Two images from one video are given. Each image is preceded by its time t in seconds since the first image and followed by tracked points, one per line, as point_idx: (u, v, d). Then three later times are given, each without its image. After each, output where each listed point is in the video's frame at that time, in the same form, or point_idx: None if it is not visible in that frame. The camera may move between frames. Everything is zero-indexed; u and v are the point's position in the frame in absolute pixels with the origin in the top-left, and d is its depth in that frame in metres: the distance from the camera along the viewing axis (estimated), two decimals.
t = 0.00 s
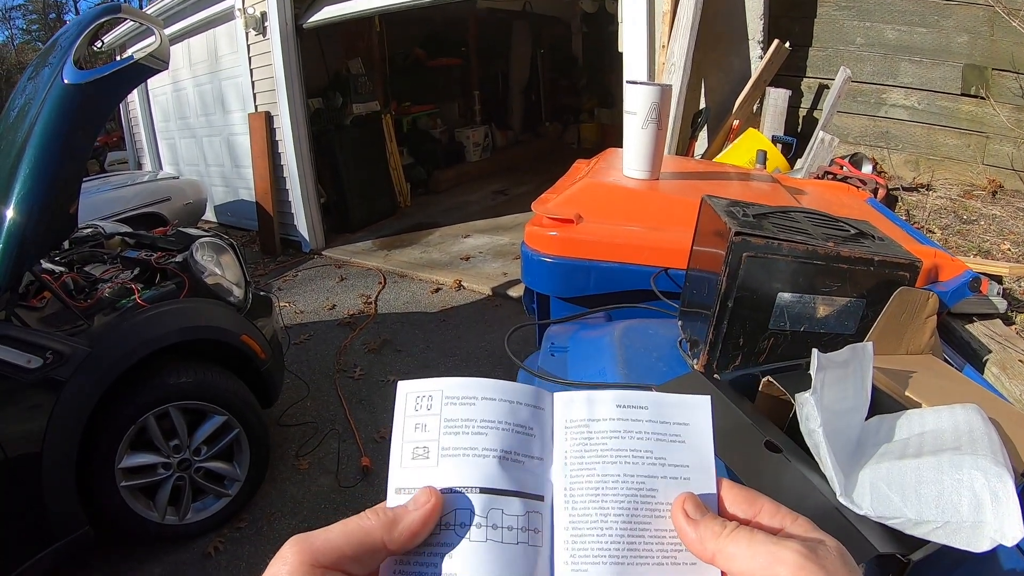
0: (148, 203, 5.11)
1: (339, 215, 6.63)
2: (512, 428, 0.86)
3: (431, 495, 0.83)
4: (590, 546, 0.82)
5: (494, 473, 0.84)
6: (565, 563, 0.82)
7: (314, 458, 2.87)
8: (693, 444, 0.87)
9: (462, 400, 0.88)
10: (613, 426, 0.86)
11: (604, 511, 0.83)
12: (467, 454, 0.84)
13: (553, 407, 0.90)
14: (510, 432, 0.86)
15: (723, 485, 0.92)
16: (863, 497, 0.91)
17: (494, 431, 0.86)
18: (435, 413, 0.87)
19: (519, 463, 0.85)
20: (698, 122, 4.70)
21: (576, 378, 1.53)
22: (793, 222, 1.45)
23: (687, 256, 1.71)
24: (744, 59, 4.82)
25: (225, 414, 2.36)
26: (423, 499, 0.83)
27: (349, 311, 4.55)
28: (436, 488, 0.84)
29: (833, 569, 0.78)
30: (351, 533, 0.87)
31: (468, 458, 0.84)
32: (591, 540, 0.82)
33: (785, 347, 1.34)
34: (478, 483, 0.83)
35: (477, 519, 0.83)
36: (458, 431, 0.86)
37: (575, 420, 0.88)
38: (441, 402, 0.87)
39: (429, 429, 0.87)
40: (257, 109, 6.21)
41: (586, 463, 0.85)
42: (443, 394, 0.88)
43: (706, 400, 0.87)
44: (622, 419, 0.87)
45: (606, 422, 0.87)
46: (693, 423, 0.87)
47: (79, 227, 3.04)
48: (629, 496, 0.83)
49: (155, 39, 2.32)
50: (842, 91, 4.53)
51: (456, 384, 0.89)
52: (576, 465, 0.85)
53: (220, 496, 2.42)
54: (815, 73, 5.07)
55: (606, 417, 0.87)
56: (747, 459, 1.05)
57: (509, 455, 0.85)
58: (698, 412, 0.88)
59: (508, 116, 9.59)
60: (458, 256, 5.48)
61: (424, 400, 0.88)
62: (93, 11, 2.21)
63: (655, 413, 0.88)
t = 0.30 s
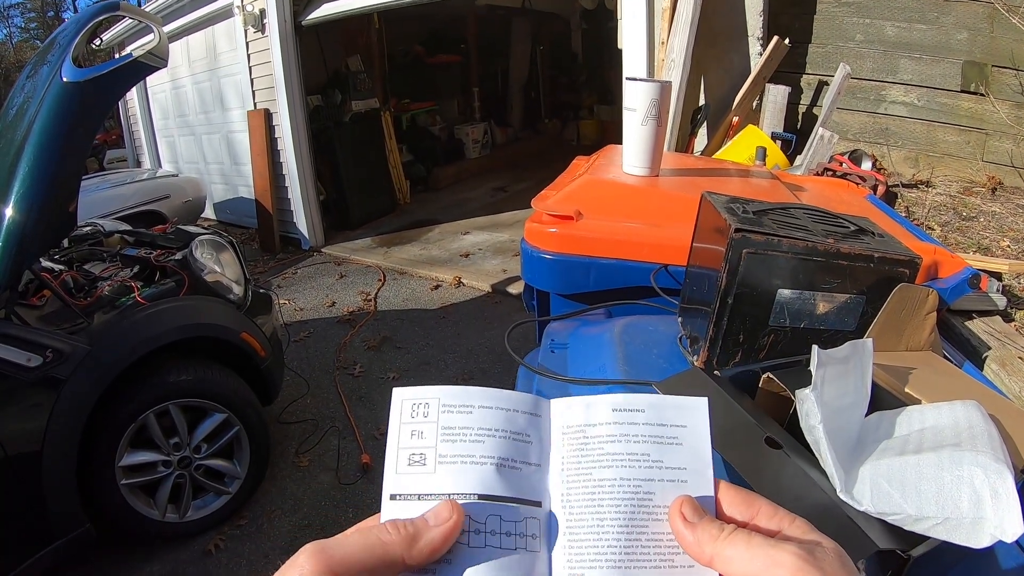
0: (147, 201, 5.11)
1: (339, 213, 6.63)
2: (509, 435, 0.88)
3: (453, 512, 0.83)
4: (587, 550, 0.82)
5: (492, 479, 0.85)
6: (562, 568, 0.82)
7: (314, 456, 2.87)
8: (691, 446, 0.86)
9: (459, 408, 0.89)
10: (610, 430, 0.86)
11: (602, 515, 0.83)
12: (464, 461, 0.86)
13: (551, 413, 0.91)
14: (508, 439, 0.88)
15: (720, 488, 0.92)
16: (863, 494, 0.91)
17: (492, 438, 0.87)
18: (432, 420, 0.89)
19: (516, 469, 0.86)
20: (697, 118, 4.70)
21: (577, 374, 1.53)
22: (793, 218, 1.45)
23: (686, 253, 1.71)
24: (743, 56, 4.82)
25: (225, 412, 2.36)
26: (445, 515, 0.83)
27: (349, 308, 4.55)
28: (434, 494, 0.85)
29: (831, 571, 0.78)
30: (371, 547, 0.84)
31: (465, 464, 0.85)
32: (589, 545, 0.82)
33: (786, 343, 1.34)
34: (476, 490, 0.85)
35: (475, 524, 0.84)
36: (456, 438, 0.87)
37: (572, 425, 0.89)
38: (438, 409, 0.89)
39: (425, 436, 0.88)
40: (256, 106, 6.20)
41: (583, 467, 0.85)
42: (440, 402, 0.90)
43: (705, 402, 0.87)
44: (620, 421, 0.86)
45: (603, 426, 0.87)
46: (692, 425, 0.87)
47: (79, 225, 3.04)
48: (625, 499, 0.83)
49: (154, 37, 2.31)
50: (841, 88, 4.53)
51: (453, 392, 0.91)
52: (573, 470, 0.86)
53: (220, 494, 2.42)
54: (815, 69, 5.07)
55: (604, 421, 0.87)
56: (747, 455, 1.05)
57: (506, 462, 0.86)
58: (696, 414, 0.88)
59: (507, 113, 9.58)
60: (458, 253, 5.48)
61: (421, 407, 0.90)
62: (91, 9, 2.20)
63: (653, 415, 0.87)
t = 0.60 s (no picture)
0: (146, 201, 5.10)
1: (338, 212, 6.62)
2: (485, 426, 0.86)
3: (430, 504, 0.82)
4: (566, 541, 0.82)
5: (470, 473, 0.83)
6: (543, 559, 0.82)
7: (314, 455, 2.87)
8: (666, 437, 0.87)
9: (434, 401, 0.87)
10: (587, 420, 0.87)
11: (581, 506, 0.83)
12: (441, 456, 0.84)
13: (527, 400, 0.89)
14: (484, 429, 0.85)
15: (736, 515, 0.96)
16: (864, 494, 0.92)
17: (467, 430, 0.85)
18: (406, 414, 0.86)
19: (494, 461, 0.84)
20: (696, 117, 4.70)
21: (577, 374, 1.53)
22: (794, 218, 1.45)
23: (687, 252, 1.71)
24: (743, 55, 4.82)
25: (225, 412, 2.36)
26: (422, 508, 0.82)
27: (348, 307, 4.55)
28: (412, 490, 0.84)
29: None
30: (349, 538, 0.82)
31: (442, 459, 0.84)
32: (569, 536, 0.83)
33: (786, 343, 1.34)
34: (454, 485, 0.83)
35: (454, 519, 0.83)
36: (431, 432, 0.85)
37: (550, 414, 0.87)
38: (412, 402, 0.86)
39: (400, 430, 0.86)
40: (255, 106, 6.19)
41: (562, 458, 0.85)
42: (413, 395, 0.87)
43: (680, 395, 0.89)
44: (597, 413, 0.87)
45: (581, 417, 0.87)
46: (665, 415, 0.88)
47: (77, 225, 3.03)
48: (604, 490, 0.83)
49: (153, 37, 2.30)
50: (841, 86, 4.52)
51: (425, 384, 0.88)
52: (552, 461, 0.85)
53: (220, 494, 2.42)
54: (814, 68, 5.06)
55: (580, 411, 0.87)
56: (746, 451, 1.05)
57: (484, 454, 0.84)
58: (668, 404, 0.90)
59: (506, 112, 9.57)
60: (457, 252, 5.48)
61: (393, 400, 0.87)
62: (90, 9, 2.19)
63: (628, 407, 0.88)
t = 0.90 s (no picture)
0: (145, 202, 5.10)
1: (337, 212, 6.62)
2: (471, 435, 0.82)
3: (411, 516, 0.77)
4: (554, 555, 0.77)
5: (454, 484, 0.80)
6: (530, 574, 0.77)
7: (314, 456, 2.87)
8: (665, 443, 0.81)
9: (418, 410, 0.83)
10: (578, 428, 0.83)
11: (570, 518, 0.79)
12: (425, 466, 0.80)
13: (516, 408, 0.86)
14: (470, 439, 0.81)
15: None
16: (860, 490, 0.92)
17: (452, 440, 0.81)
18: (390, 423, 0.83)
19: (478, 471, 0.81)
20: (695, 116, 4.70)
21: (576, 373, 1.53)
22: (791, 217, 1.46)
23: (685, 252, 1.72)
24: (741, 53, 4.82)
25: (225, 413, 2.36)
26: (403, 520, 0.77)
27: (348, 307, 4.55)
28: (393, 502, 0.80)
29: None
30: (329, 551, 0.77)
31: (427, 469, 0.80)
32: (556, 549, 0.77)
33: (784, 342, 1.34)
34: (438, 496, 0.79)
35: (436, 532, 0.79)
36: (415, 441, 0.81)
37: (539, 421, 0.84)
38: (396, 412, 0.82)
39: (384, 441, 0.82)
40: (253, 106, 6.19)
41: (550, 467, 0.81)
42: (398, 404, 0.83)
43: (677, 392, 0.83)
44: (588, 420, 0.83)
45: (571, 424, 0.83)
46: (663, 419, 0.83)
47: (75, 227, 3.03)
48: (594, 500, 0.78)
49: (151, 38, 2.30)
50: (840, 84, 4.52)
51: (410, 392, 0.84)
52: (541, 470, 0.81)
53: (220, 495, 2.42)
54: (812, 66, 5.07)
55: (571, 418, 0.83)
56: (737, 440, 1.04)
57: (468, 464, 0.80)
58: (666, 406, 0.84)
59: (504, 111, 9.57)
60: (456, 252, 5.48)
61: (379, 410, 0.83)
62: (88, 11, 2.20)
63: (621, 412, 0.84)
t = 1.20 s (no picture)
0: (145, 202, 5.11)
1: (337, 213, 6.63)
2: (476, 439, 0.82)
3: (413, 521, 0.78)
4: (559, 558, 0.78)
5: (458, 488, 0.80)
6: None
7: (315, 456, 2.87)
8: (675, 445, 0.82)
9: (422, 413, 0.83)
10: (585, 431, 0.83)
11: (576, 522, 0.80)
12: (429, 470, 0.80)
13: (523, 411, 0.86)
14: (475, 443, 0.82)
15: None
16: (861, 484, 0.92)
17: (456, 444, 0.81)
18: (394, 427, 0.83)
19: (483, 475, 0.81)
20: (694, 116, 4.71)
21: (579, 371, 1.54)
22: (791, 215, 1.46)
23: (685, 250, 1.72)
24: (740, 52, 4.82)
25: (226, 414, 2.37)
26: (405, 525, 0.78)
27: (348, 308, 4.55)
28: (396, 505, 0.81)
29: None
30: (332, 555, 0.79)
31: (430, 474, 0.80)
32: (562, 553, 0.78)
33: (784, 339, 1.35)
34: (441, 500, 0.80)
35: (439, 536, 0.79)
36: (418, 445, 0.81)
37: (545, 424, 0.85)
38: (400, 415, 0.83)
39: (389, 443, 0.82)
40: (252, 107, 6.19)
41: (556, 471, 0.82)
42: (402, 407, 0.83)
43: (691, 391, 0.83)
44: (595, 422, 0.83)
45: (578, 426, 0.83)
46: (675, 420, 0.83)
47: (75, 228, 3.03)
48: (599, 504, 0.79)
49: (152, 39, 2.31)
50: (839, 83, 4.53)
51: (415, 396, 0.84)
52: (546, 473, 0.82)
53: (222, 495, 2.43)
54: (811, 65, 5.07)
55: (577, 421, 0.83)
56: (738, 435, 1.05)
57: (473, 468, 0.80)
58: (677, 405, 0.84)
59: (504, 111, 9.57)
60: (457, 252, 5.48)
61: (383, 412, 0.84)
62: (88, 12, 2.20)
63: (630, 414, 0.83)
